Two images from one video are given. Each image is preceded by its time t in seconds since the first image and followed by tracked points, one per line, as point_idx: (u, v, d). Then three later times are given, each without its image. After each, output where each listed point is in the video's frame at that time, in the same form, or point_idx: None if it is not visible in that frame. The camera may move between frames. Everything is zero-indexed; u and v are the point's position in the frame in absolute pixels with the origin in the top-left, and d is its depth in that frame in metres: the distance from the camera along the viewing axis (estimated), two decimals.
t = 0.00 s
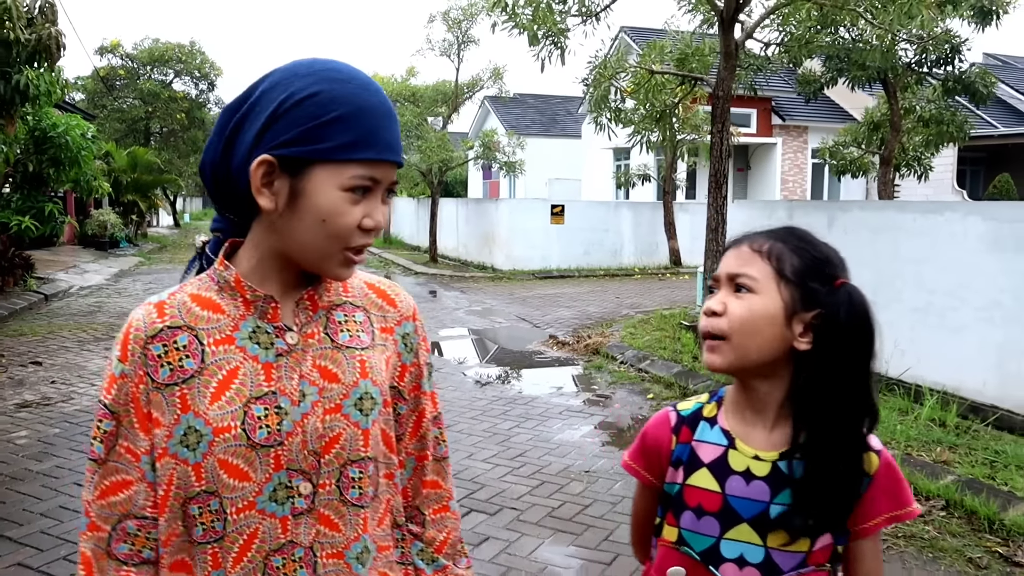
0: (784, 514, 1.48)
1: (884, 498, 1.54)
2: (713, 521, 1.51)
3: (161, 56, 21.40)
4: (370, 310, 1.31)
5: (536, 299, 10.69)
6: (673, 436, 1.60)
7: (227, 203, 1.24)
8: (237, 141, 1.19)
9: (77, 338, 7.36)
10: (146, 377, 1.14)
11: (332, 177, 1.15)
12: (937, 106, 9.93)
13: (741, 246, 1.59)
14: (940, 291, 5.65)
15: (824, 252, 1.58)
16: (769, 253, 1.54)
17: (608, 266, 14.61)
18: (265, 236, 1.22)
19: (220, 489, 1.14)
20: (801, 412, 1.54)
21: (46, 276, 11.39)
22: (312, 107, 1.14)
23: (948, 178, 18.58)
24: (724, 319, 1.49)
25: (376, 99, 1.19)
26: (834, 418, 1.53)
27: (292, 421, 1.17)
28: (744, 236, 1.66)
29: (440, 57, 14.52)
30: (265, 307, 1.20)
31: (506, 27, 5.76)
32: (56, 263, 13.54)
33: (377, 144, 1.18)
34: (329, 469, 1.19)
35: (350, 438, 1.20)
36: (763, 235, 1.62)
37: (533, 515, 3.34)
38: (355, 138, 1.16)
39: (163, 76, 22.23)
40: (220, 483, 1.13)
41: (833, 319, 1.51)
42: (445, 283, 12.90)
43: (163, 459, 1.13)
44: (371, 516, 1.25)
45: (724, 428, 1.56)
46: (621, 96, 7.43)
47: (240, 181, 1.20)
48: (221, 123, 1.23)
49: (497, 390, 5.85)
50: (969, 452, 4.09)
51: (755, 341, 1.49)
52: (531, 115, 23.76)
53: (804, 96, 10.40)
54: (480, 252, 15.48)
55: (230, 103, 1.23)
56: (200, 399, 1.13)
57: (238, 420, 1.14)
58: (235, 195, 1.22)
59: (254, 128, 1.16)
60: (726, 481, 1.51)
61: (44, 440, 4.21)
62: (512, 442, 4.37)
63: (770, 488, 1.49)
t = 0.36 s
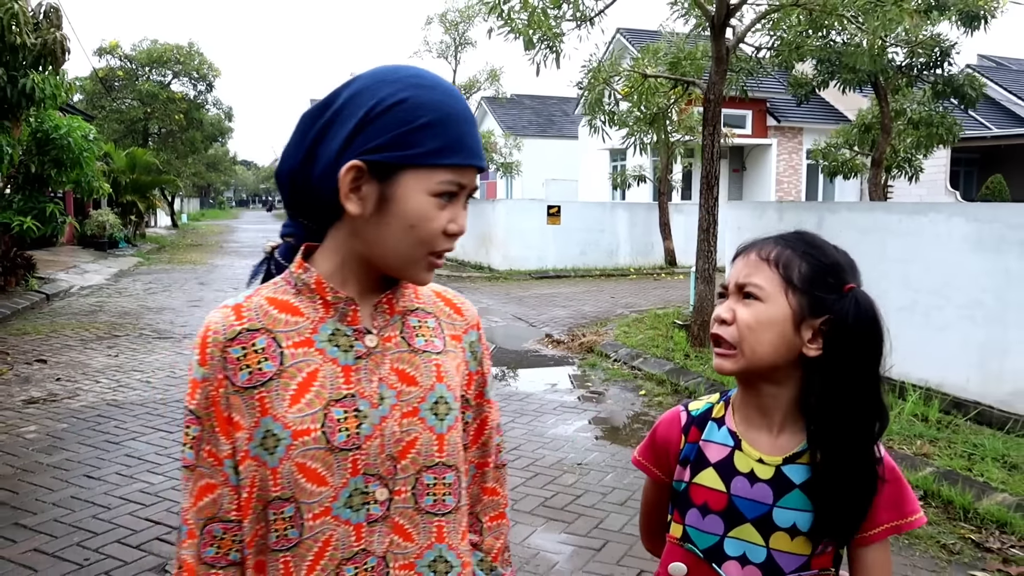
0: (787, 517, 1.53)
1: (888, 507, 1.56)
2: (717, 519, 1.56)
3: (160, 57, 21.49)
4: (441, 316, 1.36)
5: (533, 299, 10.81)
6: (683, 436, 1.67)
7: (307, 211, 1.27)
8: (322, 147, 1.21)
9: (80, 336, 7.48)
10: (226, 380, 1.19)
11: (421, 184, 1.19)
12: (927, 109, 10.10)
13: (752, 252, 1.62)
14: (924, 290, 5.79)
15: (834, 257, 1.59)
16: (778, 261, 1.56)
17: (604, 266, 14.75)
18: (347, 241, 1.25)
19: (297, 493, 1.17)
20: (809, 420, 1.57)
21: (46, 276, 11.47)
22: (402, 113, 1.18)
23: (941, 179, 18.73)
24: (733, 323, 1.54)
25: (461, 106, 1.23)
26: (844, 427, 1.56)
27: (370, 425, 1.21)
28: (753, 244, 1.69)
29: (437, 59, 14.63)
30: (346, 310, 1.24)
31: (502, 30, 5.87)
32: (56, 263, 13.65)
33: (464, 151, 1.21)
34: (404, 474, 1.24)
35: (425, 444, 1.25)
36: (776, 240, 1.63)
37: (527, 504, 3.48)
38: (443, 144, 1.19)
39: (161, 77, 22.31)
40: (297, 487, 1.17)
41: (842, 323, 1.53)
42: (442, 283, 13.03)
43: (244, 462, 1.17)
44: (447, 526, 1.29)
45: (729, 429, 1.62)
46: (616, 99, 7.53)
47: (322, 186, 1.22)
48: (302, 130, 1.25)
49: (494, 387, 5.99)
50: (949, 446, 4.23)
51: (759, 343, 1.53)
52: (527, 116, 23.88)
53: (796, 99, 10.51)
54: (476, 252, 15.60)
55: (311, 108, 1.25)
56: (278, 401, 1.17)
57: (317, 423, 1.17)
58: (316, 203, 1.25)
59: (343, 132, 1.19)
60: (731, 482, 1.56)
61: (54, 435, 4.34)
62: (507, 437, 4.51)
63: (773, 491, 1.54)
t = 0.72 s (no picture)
0: (739, 539, 1.52)
1: (836, 525, 1.54)
2: (671, 543, 1.56)
3: (156, 58, 21.58)
4: (443, 317, 1.43)
5: (526, 297, 10.95)
6: (633, 461, 1.65)
7: (318, 214, 1.33)
8: (336, 153, 1.26)
9: (80, 334, 7.62)
10: (234, 378, 1.25)
11: (432, 196, 1.25)
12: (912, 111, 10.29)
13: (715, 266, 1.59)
14: (906, 288, 5.94)
15: (798, 285, 1.55)
16: (739, 278, 1.53)
17: (597, 265, 14.91)
18: (357, 246, 1.31)
19: (301, 489, 1.24)
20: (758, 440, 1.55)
21: (44, 276, 11.58)
22: (416, 126, 1.23)
23: (932, 180, 18.94)
24: (683, 336, 1.51)
25: (472, 117, 1.28)
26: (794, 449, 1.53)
27: (374, 425, 1.27)
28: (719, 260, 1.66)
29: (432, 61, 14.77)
30: (352, 312, 1.30)
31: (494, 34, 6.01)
32: (55, 263, 13.76)
33: (476, 163, 1.27)
34: (406, 472, 1.30)
35: (426, 443, 1.32)
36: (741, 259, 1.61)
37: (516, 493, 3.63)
38: (454, 156, 1.25)
39: (157, 77, 22.40)
40: (301, 483, 1.23)
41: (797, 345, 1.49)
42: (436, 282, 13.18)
43: (248, 456, 1.24)
44: (445, 518, 1.36)
45: (680, 453, 1.60)
46: (607, 102, 7.65)
47: (334, 194, 1.27)
48: (319, 134, 1.31)
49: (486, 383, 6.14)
50: (923, 438, 4.40)
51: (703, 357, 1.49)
52: (522, 116, 24.04)
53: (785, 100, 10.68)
54: (471, 252, 15.75)
55: (327, 111, 1.30)
56: (285, 400, 1.23)
57: (323, 422, 1.24)
58: (327, 208, 1.31)
59: (356, 142, 1.24)
60: (683, 505, 1.56)
61: (59, 428, 4.48)
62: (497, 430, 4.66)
63: (725, 513, 1.53)
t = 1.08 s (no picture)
0: (713, 540, 1.61)
1: (812, 526, 1.62)
2: (649, 541, 1.65)
3: (150, 59, 21.62)
4: (395, 324, 1.44)
5: (518, 297, 11.09)
6: (612, 461, 1.75)
7: (257, 220, 1.32)
8: (273, 157, 1.26)
9: (78, 333, 7.72)
10: (174, 391, 1.25)
11: (373, 199, 1.24)
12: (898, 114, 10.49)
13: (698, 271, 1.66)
14: (886, 287, 6.11)
15: (773, 291, 1.63)
16: (719, 285, 1.61)
17: (589, 265, 15.05)
18: (299, 252, 1.30)
19: (246, 505, 1.23)
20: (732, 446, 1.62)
21: (40, 276, 11.66)
22: (353, 128, 1.23)
23: (921, 180, 19.15)
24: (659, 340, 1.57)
25: (412, 119, 1.28)
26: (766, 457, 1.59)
27: (320, 435, 1.27)
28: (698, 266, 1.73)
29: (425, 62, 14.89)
30: (295, 320, 1.30)
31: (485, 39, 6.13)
32: (51, 263, 13.83)
33: (417, 164, 1.27)
34: (356, 483, 1.31)
35: (376, 454, 1.32)
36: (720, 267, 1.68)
37: (505, 482, 3.78)
38: (394, 158, 1.24)
39: (152, 78, 22.45)
40: (246, 498, 1.23)
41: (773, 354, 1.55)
42: (430, 282, 13.31)
43: (188, 471, 1.23)
44: (401, 534, 1.36)
45: (656, 457, 1.69)
46: (596, 104, 7.76)
47: (275, 199, 1.27)
48: (255, 139, 1.30)
49: (478, 380, 6.29)
50: (899, 430, 4.55)
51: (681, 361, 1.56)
52: (516, 117, 24.17)
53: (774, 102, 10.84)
54: (464, 252, 15.88)
55: (263, 117, 1.29)
56: (227, 412, 1.23)
57: (267, 433, 1.24)
58: (268, 214, 1.29)
59: (293, 146, 1.23)
60: (660, 507, 1.64)
61: (60, 423, 4.60)
62: (488, 424, 4.81)
63: (699, 516, 1.62)
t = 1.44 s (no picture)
0: (771, 520, 1.55)
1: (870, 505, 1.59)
2: (704, 524, 1.58)
3: (148, 61, 21.69)
4: (410, 316, 1.39)
5: (513, 297, 11.21)
6: (664, 443, 1.68)
7: (267, 220, 1.38)
8: (257, 155, 1.32)
9: (79, 331, 7.85)
10: (189, 388, 1.22)
11: (333, 180, 1.24)
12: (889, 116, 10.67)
13: (733, 258, 1.62)
14: (873, 285, 6.23)
15: (816, 272, 1.59)
16: (762, 273, 1.55)
17: (584, 265, 15.18)
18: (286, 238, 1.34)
19: (263, 498, 1.21)
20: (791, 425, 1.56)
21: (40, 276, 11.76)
22: (312, 111, 1.24)
23: (913, 182, 19.33)
24: (708, 335, 1.52)
25: (376, 97, 1.26)
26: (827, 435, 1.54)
27: (333, 428, 1.23)
28: (733, 251, 1.67)
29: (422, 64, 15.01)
30: (305, 315, 1.29)
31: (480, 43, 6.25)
32: (50, 263, 13.97)
33: (382, 144, 1.25)
34: (370, 476, 1.26)
35: (389, 446, 1.27)
36: (755, 248, 1.64)
37: (499, 473, 3.90)
38: (352, 138, 1.24)
39: (149, 80, 22.56)
40: (262, 491, 1.21)
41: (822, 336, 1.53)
42: (425, 282, 13.43)
43: (206, 469, 1.20)
44: (416, 525, 1.30)
45: (711, 437, 1.62)
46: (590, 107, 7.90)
47: (260, 189, 1.33)
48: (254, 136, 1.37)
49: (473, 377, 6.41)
50: (882, 424, 4.69)
51: (730, 356, 1.51)
52: (512, 119, 24.29)
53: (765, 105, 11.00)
54: (460, 253, 16.01)
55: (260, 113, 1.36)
56: (241, 408, 1.21)
57: (278, 427, 1.21)
58: (263, 205, 1.35)
59: (266, 135, 1.28)
60: (716, 487, 1.58)
61: (66, 417, 4.72)
62: (483, 418, 4.93)
63: (756, 495, 1.56)
